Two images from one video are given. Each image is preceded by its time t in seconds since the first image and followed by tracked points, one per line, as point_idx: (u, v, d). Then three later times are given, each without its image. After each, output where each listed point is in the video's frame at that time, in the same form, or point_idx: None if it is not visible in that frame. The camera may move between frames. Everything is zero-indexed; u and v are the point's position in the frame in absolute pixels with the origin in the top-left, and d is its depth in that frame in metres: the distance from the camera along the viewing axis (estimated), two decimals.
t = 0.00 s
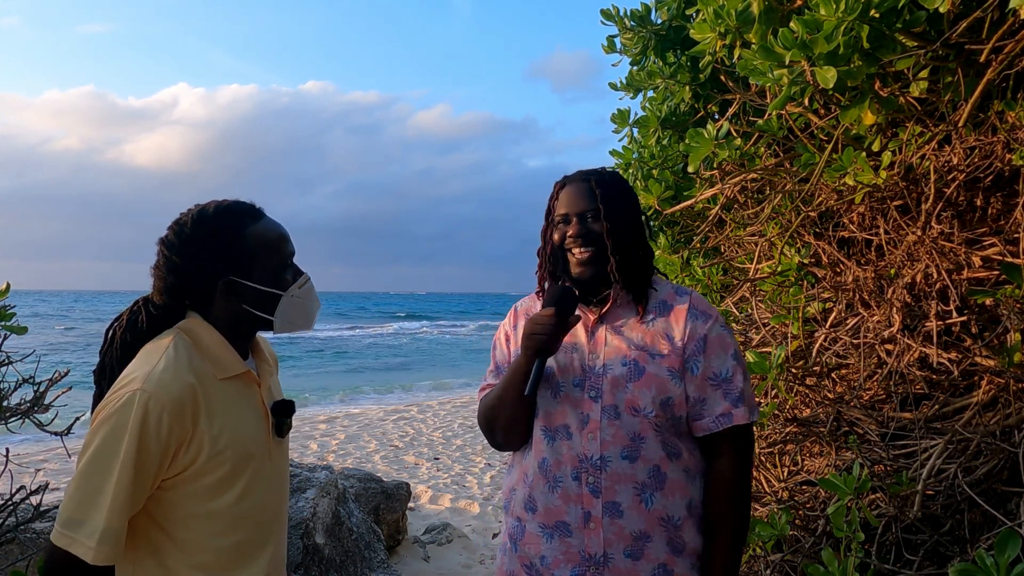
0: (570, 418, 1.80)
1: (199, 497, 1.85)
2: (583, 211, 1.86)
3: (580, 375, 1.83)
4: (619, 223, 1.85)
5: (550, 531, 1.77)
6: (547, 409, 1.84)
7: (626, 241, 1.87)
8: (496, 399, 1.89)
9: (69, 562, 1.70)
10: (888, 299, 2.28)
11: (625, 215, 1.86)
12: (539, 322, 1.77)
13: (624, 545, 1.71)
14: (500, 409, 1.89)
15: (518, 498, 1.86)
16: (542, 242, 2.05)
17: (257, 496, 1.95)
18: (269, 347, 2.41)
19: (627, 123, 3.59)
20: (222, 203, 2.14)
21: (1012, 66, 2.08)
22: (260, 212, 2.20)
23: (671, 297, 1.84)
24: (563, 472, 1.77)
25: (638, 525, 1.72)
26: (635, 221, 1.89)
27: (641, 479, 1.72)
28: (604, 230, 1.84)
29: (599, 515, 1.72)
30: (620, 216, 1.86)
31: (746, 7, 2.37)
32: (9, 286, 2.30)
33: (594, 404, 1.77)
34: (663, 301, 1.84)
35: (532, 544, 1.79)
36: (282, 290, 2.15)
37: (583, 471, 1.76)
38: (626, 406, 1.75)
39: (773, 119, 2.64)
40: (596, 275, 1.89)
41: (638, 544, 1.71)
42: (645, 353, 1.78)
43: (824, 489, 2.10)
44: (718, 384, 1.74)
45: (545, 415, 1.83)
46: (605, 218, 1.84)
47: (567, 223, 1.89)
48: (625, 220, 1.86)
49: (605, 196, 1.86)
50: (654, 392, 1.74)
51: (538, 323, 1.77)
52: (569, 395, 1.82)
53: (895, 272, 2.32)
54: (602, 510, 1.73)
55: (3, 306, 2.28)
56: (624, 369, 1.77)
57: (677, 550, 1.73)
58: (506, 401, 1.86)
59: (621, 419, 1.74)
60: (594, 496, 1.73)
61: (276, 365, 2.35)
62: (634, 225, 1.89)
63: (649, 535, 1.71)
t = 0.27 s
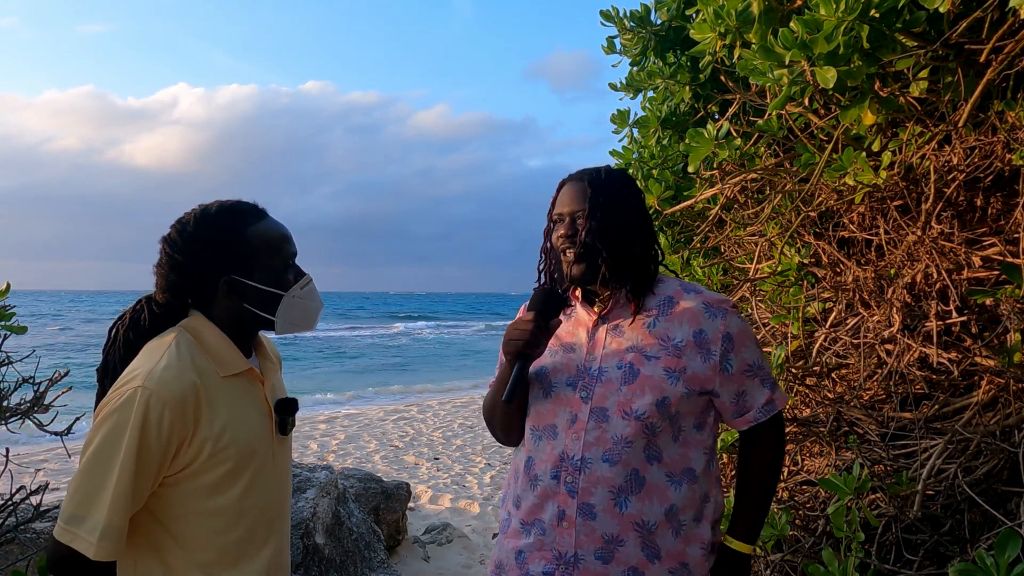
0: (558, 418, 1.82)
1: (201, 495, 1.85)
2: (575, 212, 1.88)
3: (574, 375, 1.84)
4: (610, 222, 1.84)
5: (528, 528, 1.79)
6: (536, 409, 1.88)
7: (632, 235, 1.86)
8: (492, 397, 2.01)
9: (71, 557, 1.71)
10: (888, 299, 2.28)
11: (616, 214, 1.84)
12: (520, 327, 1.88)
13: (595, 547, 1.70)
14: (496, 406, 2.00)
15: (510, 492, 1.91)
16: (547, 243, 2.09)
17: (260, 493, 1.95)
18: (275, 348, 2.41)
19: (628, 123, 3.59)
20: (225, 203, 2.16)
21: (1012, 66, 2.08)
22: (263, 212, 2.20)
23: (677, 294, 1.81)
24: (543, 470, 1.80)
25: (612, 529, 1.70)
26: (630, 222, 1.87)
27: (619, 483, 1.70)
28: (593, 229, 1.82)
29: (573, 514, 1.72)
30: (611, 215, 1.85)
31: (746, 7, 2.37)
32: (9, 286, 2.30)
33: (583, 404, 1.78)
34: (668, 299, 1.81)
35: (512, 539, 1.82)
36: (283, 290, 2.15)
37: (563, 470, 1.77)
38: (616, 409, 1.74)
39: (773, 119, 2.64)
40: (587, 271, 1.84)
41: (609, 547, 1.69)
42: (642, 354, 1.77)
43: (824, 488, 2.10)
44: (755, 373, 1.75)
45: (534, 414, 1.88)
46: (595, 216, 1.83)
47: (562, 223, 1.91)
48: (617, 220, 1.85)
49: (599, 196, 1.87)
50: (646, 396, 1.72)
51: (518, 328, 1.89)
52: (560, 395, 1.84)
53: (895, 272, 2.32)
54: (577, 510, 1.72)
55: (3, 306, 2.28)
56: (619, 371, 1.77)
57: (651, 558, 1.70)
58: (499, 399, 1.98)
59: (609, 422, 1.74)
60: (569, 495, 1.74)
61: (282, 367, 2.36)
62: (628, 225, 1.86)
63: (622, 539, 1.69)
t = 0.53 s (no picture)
0: (560, 416, 1.82)
1: (204, 490, 1.85)
2: (583, 214, 1.87)
3: (576, 374, 1.84)
4: (619, 226, 1.84)
5: (532, 525, 1.79)
6: (540, 406, 1.87)
7: (638, 236, 1.85)
8: (498, 394, 1.96)
9: (76, 549, 1.72)
10: (888, 299, 2.28)
11: (625, 218, 1.84)
12: (534, 327, 1.82)
13: (598, 547, 1.70)
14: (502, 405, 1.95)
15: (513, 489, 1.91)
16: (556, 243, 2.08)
17: (263, 490, 1.95)
18: (280, 346, 2.41)
19: (628, 123, 3.59)
20: (229, 203, 2.16)
21: (1012, 66, 2.08)
22: (267, 212, 2.21)
23: (680, 303, 1.78)
24: (547, 468, 1.80)
25: (614, 529, 1.70)
26: (639, 225, 1.86)
27: (621, 484, 1.70)
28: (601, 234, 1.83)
29: (576, 513, 1.73)
30: (620, 219, 1.84)
31: (746, 7, 2.37)
32: (9, 287, 2.30)
33: (584, 404, 1.78)
34: (670, 306, 1.78)
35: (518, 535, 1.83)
36: (286, 290, 2.15)
37: (566, 468, 1.77)
38: (617, 409, 1.73)
39: (773, 119, 2.64)
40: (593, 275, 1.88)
41: (612, 547, 1.70)
42: (641, 357, 1.74)
43: (825, 488, 2.10)
44: (737, 394, 1.66)
45: (538, 412, 1.87)
46: (604, 221, 1.83)
47: (571, 225, 1.91)
48: (626, 223, 1.84)
49: (608, 199, 1.86)
50: (645, 398, 1.70)
51: (532, 327, 1.83)
52: (563, 394, 1.84)
53: (895, 272, 2.32)
54: (580, 509, 1.73)
55: (3, 306, 2.28)
56: (618, 372, 1.75)
57: (654, 559, 1.70)
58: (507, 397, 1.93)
59: (610, 421, 1.73)
60: (573, 494, 1.74)
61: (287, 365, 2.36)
62: (638, 229, 1.86)
63: (624, 540, 1.69)
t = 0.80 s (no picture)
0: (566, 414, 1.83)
1: (212, 486, 1.85)
2: (590, 214, 1.86)
3: (581, 372, 1.85)
4: (626, 227, 1.83)
5: (538, 525, 1.79)
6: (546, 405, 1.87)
7: (645, 237, 1.86)
8: (501, 393, 1.87)
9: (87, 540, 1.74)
10: (888, 299, 2.28)
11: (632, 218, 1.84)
12: (546, 322, 1.76)
13: (605, 545, 1.70)
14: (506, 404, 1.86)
15: (515, 489, 1.90)
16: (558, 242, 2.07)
17: (270, 487, 1.94)
18: (289, 346, 2.41)
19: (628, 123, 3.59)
20: (233, 203, 2.16)
21: (1012, 66, 2.08)
22: (270, 212, 2.21)
23: (680, 300, 1.80)
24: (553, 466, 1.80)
25: (621, 526, 1.71)
26: (645, 225, 1.86)
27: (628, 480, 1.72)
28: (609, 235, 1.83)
29: (583, 511, 1.73)
30: (627, 219, 1.84)
31: (746, 7, 2.37)
32: (10, 286, 2.30)
33: (590, 402, 1.79)
34: (670, 303, 1.81)
35: (522, 537, 1.80)
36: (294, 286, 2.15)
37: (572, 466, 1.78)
38: (622, 406, 1.75)
39: (773, 119, 2.64)
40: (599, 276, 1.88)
41: (619, 545, 1.70)
42: (642, 352, 1.76)
43: (824, 488, 2.10)
44: (700, 375, 1.68)
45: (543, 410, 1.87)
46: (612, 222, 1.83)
47: (575, 225, 1.90)
48: (633, 224, 1.84)
49: (614, 199, 1.85)
50: (648, 392, 1.72)
51: (546, 323, 1.76)
52: (568, 392, 1.84)
53: (895, 272, 2.32)
54: (587, 506, 1.73)
55: (4, 306, 2.28)
56: (621, 368, 1.77)
57: (660, 555, 1.71)
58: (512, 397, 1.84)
59: (615, 418, 1.75)
60: (580, 492, 1.74)
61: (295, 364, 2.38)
62: (644, 228, 1.86)
63: (631, 537, 1.70)
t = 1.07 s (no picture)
0: (557, 414, 1.81)
1: (213, 484, 1.85)
2: (578, 214, 1.86)
3: (572, 372, 1.84)
4: (615, 226, 1.85)
5: (532, 524, 1.78)
6: (536, 404, 1.86)
7: (633, 235, 1.87)
8: (493, 394, 1.92)
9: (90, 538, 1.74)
10: (888, 299, 2.28)
11: (620, 216, 1.85)
12: (535, 325, 1.78)
13: (600, 543, 1.70)
14: (497, 404, 1.91)
15: (508, 489, 1.88)
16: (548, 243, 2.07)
17: (271, 485, 1.94)
18: (292, 347, 2.44)
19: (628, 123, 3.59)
20: (248, 205, 2.16)
21: (1012, 66, 2.08)
22: (285, 216, 2.21)
23: (667, 297, 1.80)
24: (545, 466, 1.79)
25: (615, 524, 1.70)
26: (632, 223, 1.88)
27: (621, 478, 1.71)
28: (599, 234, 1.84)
29: (577, 510, 1.72)
30: (615, 218, 1.85)
31: (746, 7, 2.37)
32: (10, 286, 2.30)
33: (581, 401, 1.78)
34: (658, 301, 1.80)
35: (516, 536, 1.80)
36: (299, 292, 2.14)
37: (564, 466, 1.77)
38: (613, 405, 1.74)
39: (773, 119, 2.64)
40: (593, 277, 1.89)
41: (614, 543, 1.70)
42: (631, 350, 1.76)
43: (824, 488, 2.09)
44: (694, 371, 1.67)
45: (535, 410, 1.86)
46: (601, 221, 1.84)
47: (564, 226, 1.90)
48: (621, 222, 1.85)
49: (601, 198, 1.86)
50: (638, 391, 1.72)
51: (535, 326, 1.79)
52: (559, 391, 1.83)
53: (895, 272, 2.32)
54: (581, 505, 1.72)
55: (4, 306, 2.28)
56: (611, 367, 1.77)
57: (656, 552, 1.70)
58: (502, 397, 1.89)
59: (606, 417, 1.74)
60: (573, 491, 1.74)
61: (296, 362, 2.38)
62: (631, 227, 1.87)
63: (626, 535, 1.69)
